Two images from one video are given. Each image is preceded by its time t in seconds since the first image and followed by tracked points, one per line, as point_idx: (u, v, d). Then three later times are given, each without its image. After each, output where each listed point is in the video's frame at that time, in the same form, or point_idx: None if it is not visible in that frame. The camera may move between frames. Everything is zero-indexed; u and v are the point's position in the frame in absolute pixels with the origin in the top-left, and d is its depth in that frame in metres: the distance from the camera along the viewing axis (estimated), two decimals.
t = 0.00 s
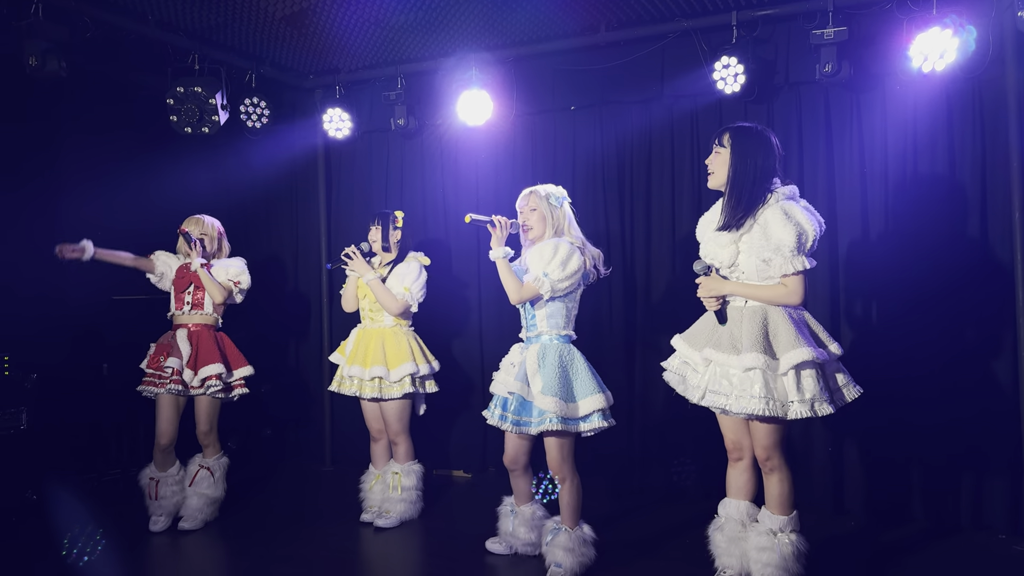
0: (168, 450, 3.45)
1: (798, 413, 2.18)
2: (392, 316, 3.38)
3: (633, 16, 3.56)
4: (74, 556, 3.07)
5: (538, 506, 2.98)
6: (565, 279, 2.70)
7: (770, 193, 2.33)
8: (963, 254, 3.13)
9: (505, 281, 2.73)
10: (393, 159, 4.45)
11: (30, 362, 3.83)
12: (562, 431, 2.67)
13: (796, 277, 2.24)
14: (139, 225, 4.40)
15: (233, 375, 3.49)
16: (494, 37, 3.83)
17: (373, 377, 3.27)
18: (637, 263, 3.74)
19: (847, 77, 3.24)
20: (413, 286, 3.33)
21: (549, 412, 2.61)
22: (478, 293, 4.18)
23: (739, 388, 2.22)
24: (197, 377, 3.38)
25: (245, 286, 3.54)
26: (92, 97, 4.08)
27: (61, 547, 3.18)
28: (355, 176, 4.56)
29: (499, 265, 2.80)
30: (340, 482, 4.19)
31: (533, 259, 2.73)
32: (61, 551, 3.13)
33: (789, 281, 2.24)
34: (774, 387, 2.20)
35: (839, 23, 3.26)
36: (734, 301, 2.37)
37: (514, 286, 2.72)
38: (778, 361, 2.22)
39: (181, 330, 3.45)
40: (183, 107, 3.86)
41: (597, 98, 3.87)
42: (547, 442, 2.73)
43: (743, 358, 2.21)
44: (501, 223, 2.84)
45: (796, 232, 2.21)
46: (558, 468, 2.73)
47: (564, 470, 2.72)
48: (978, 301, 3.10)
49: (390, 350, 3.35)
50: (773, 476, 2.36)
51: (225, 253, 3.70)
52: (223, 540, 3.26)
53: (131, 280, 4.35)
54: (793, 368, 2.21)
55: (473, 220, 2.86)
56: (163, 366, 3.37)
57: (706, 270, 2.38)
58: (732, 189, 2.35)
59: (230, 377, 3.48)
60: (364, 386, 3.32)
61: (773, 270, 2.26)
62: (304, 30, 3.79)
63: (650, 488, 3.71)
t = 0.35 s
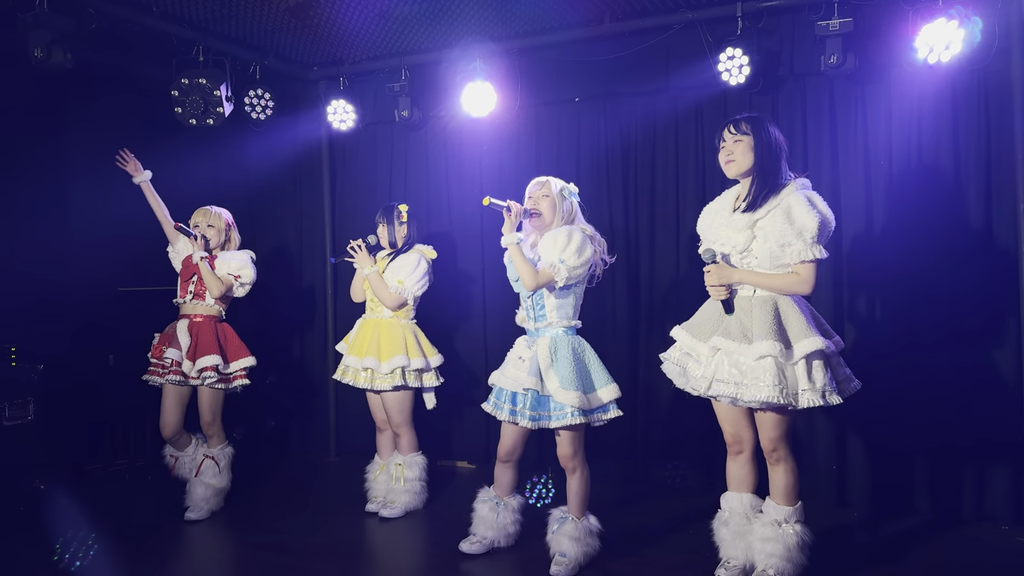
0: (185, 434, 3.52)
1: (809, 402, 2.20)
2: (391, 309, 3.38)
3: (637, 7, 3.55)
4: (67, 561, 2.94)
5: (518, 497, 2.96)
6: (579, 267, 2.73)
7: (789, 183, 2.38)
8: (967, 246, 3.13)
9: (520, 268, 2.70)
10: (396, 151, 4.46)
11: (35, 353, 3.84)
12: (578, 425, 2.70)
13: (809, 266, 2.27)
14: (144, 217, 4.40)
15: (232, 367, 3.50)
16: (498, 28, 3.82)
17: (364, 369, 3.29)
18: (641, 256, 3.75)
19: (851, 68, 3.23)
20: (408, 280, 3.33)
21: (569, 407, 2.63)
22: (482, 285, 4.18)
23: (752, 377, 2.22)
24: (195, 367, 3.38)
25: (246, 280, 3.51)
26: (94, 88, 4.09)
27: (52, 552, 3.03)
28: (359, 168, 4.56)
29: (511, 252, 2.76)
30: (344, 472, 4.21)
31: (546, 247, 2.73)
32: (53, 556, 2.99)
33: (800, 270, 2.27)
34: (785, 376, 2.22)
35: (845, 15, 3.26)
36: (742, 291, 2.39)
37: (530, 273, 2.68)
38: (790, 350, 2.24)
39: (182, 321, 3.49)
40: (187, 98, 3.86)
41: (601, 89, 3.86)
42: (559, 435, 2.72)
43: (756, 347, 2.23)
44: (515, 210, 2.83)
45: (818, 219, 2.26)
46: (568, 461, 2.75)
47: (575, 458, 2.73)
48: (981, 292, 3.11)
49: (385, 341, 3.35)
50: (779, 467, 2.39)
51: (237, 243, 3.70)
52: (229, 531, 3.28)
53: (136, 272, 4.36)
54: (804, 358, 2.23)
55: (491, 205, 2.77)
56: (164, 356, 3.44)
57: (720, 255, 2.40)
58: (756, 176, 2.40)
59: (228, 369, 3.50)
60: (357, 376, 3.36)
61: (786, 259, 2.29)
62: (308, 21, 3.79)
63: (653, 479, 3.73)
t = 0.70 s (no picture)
0: (209, 421, 3.60)
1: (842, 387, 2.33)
2: (408, 299, 3.40)
3: None
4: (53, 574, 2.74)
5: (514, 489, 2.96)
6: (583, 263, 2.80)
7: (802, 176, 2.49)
8: (974, 238, 3.13)
9: (530, 264, 2.70)
10: (402, 142, 4.46)
11: (43, 343, 3.87)
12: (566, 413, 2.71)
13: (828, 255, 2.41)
14: (150, 208, 4.41)
15: (236, 355, 3.49)
16: (504, 18, 3.81)
17: (387, 358, 3.31)
18: (646, 247, 3.75)
19: (859, 60, 3.22)
20: (432, 270, 3.37)
21: (559, 395, 2.65)
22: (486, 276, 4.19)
23: (800, 364, 2.27)
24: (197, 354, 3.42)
25: (252, 272, 3.52)
26: (99, 79, 4.09)
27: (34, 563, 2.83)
28: (364, 158, 4.57)
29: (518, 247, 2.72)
30: (350, 462, 4.23)
31: (555, 243, 2.77)
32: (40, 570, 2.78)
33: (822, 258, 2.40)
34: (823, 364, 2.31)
35: (852, 6, 3.24)
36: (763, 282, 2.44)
37: (542, 268, 2.70)
38: (826, 336, 2.37)
39: (191, 311, 3.57)
40: (193, 89, 3.87)
41: (607, 81, 3.86)
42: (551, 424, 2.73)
43: (800, 336, 2.28)
44: (521, 205, 2.79)
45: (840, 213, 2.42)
46: (561, 449, 2.75)
47: (567, 446, 2.74)
48: (988, 284, 3.11)
49: (405, 331, 3.38)
50: (784, 459, 2.42)
51: (253, 237, 3.70)
52: (238, 519, 3.30)
53: (142, 262, 4.37)
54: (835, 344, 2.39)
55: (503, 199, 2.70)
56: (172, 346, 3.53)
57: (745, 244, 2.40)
58: (775, 166, 2.46)
59: (229, 357, 3.49)
60: (378, 367, 3.36)
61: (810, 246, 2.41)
62: (315, 12, 3.79)
63: (658, 470, 3.74)
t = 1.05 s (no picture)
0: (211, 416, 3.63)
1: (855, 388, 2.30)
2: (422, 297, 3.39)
3: None
4: None
5: (510, 486, 2.93)
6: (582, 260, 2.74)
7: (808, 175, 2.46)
8: (987, 235, 3.06)
9: (529, 260, 2.62)
10: (405, 135, 4.40)
11: (43, 337, 3.84)
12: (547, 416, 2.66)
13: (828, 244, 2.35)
14: (152, 201, 4.38)
15: (249, 349, 3.52)
16: (508, 10, 3.75)
17: (410, 357, 3.30)
18: (652, 243, 3.69)
19: (871, 53, 3.15)
20: (455, 271, 3.36)
21: (558, 395, 2.62)
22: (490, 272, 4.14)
23: (814, 366, 2.23)
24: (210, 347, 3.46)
25: (265, 268, 3.51)
26: (97, 71, 4.04)
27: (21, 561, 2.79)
28: (366, 151, 4.52)
29: (517, 243, 2.63)
30: (352, 458, 4.19)
31: (555, 240, 2.71)
32: None
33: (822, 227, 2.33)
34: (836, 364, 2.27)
35: None
36: (774, 279, 2.38)
37: (542, 265, 2.63)
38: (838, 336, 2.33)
39: (206, 305, 3.59)
40: (194, 80, 3.82)
41: (613, 73, 3.79)
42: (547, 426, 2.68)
43: (813, 337, 2.24)
44: (521, 200, 2.70)
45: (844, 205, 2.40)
46: (559, 448, 2.70)
47: (566, 446, 2.69)
48: (1002, 283, 3.04)
49: (423, 331, 3.38)
50: (791, 462, 2.37)
51: (266, 232, 3.70)
52: (238, 515, 3.27)
53: (143, 256, 4.33)
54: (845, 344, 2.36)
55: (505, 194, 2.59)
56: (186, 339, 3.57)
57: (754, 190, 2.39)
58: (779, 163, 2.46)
59: (241, 350, 3.52)
60: (398, 366, 3.33)
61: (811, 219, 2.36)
62: (316, 3, 3.73)
63: (663, 469, 3.70)
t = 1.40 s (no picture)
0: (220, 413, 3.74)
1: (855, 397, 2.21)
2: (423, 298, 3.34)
3: None
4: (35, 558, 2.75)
5: (511, 492, 2.86)
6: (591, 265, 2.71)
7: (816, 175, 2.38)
8: (1000, 239, 2.99)
9: (542, 260, 2.56)
10: (405, 132, 4.33)
11: (38, 336, 3.79)
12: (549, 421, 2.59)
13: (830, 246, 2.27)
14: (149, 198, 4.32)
15: (261, 349, 3.62)
16: (511, 5, 3.68)
17: (409, 359, 3.23)
18: (656, 243, 3.62)
19: (882, 51, 3.08)
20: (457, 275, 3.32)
21: (565, 399, 2.55)
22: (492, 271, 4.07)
23: (809, 373, 2.16)
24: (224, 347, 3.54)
25: (279, 269, 3.61)
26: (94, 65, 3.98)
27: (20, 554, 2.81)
28: (367, 148, 4.45)
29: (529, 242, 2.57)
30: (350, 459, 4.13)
31: (564, 241, 2.66)
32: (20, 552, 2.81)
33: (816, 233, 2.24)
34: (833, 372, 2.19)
35: None
36: (777, 281, 2.32)
37: (554, 267, 2.57)
38: (841, 343, 2.24)
39: (216, 304, 3.68)
40: (190, 76, 3.75)
41: (618, 70, 3.72)
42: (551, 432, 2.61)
43: (809, 342, 2.16)
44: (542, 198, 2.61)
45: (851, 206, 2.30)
46: (563, 455, 2.63)
47: (569, 453, 2.62)
48: (1015, 289, 2.97)
49: (423, 332, 3.32)
50: (797, 471, 2.31)
51: (273, 230, 3.79)
52: (235, 516, 3.23)
53: (139, 253, 4.28)
54: (849, 351, 2.26)
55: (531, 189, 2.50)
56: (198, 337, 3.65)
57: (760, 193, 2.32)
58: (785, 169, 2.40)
59: (255, 351, 3.62)
60: (397, 368, 3.26)
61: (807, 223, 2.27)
62: None
63: (666, 473, 3.63)
